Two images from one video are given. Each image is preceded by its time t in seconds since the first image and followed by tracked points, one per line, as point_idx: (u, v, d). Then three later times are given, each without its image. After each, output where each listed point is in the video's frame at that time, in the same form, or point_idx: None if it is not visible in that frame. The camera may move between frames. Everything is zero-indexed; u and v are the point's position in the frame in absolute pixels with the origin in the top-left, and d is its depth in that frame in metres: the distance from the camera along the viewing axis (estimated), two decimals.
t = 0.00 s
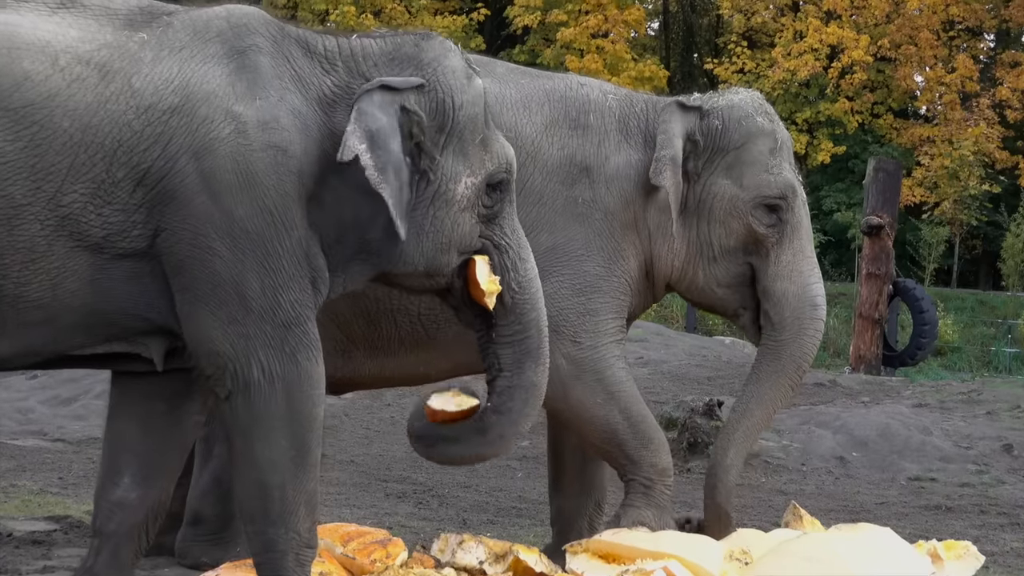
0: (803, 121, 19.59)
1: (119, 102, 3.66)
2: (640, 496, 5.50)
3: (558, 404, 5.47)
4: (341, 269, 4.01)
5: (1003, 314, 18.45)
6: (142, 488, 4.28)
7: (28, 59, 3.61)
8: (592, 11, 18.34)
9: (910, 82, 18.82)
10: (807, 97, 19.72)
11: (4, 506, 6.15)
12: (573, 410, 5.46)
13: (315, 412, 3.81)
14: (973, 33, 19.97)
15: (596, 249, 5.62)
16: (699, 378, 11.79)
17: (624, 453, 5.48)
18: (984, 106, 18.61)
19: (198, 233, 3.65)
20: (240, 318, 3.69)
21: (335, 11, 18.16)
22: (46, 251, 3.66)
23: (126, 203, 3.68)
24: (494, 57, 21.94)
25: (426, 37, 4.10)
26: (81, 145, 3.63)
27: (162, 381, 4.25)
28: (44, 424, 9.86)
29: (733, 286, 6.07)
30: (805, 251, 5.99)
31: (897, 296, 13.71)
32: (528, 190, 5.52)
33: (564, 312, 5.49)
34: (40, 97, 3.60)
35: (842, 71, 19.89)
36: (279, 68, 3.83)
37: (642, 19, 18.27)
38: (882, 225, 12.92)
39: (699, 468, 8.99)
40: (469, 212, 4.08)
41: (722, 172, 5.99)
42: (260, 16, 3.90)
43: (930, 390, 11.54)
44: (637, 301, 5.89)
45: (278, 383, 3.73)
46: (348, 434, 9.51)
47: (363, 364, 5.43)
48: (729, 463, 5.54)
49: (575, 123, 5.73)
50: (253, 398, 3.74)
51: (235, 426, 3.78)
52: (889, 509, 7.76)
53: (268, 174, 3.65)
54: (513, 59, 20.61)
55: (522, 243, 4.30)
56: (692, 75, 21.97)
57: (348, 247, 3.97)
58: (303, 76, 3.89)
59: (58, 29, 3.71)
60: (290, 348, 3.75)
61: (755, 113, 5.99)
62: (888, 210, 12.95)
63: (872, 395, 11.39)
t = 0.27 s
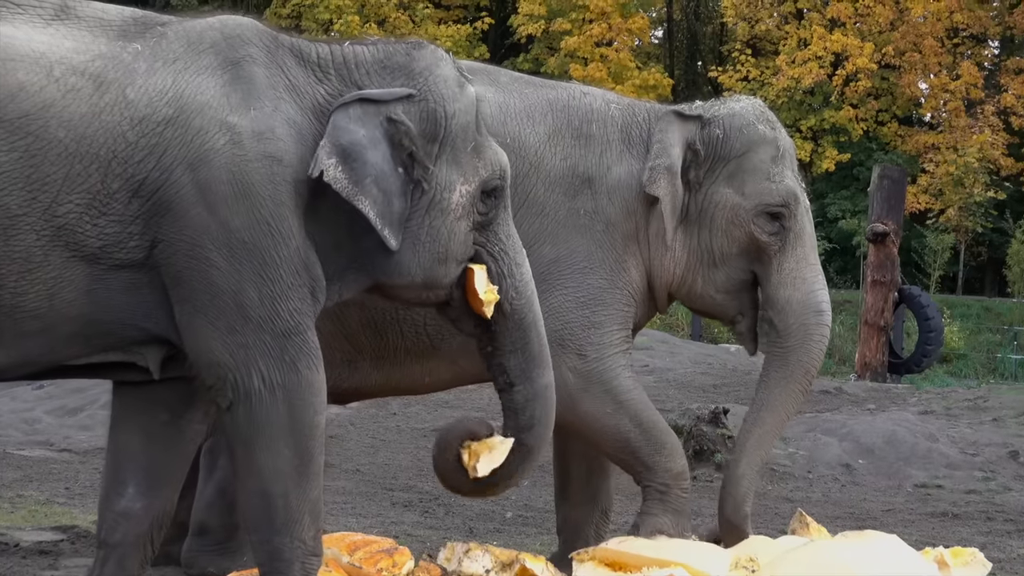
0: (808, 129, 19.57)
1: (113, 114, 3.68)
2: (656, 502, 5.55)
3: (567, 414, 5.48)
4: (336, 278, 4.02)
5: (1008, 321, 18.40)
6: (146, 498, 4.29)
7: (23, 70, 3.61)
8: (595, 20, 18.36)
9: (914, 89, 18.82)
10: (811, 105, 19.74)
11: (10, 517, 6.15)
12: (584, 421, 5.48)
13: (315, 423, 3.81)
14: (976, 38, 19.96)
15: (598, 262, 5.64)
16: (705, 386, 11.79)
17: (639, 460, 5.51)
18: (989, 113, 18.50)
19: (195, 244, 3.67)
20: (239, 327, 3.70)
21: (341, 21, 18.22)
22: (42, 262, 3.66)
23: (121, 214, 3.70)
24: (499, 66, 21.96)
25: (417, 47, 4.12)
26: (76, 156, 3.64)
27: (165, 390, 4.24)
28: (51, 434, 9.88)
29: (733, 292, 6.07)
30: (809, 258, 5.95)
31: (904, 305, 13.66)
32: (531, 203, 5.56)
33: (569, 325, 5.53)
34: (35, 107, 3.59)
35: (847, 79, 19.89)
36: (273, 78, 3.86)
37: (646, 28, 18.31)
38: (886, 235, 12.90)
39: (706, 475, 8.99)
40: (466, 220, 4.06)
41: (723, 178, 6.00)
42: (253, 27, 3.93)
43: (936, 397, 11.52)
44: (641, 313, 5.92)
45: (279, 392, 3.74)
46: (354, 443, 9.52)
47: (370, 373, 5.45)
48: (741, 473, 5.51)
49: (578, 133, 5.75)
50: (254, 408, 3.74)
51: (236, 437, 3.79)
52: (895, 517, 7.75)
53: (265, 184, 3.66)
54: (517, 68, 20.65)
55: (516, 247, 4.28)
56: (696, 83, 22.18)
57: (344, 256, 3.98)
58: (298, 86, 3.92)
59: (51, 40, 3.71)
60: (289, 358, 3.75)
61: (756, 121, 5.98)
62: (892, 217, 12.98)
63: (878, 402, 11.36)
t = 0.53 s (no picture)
0: (820, 126, 19.52)
1: (117, 115, 3.69)
2: (681, 499, 5.57)
3: (587, 413, 5.50)
4: (342, 275, 4.02)
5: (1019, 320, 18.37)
6: (159, 496, 4.30)
7: (26, 72, 3.63)
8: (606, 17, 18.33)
9: (927, 86, 18.79)
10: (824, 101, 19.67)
11: (25, 516, 6.18)
12: (606, 419, 5.50)
13: (325, 421, 3.81)
14: (989, 34, 19.91)
15: (614, 260, 5.65)
16: (717, 383, 11.77)
17: (660, 457, 5.53)
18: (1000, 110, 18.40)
19: (200, 244, 3.68)
20: (246, 326, 3.71)
21: (352, 21, 18.23)
22: (47, 263, 3.68)
23: (125, 214, 3.71)
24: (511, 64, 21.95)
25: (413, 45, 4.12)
26: (80, 158, 3.66)
27: (176, 389, 4.25)
28: (65, 433, 9.90)
29: (748, 278, 6.05)
30: (821, 251, 5.94)
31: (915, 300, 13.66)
32: (544, 201, 5.58)
33: (588, 324, 5.53)
34: (38, 109, 3.61)
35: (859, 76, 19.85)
36: (276, 77, 3.86)
37: (658, 26, 18.27)
38: (898, 231, 12.89)
39: (719, 472, 8.99)
40: (473, 214, 4.07)
41: (733, 173, 5.99)
42: (255, 27, 3.93)
43: (949, 394, 11.49)
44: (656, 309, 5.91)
45: (288, 391, 3.75)
46: (367, 441, 9.52)
47: (382, 373, 5.48)
48: (765, 472, 5.52)
49: (589, 131, 5.78)
50: (264, 407, 3.75)
51: (247, 436, 3.80)
52: (909, 514, 7.75)
53: (270, 183, 3.66)
54: (528, 66, 20.63)
55: (523, 235, 4.29)
56: (708, 80, 22.17)
57: (348, 253, 3.98)
58: (301, 85, 3.92)
59: (53, 42, 3.72)
60: (298, 356, 3.76)
61: (767, 114, 5.99)
62: (905, 214, 12.96)
63: (891, 399, 11.35)
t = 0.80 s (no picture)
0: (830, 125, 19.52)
1: (118, 116, 3.68)
2: (690, 506, 5.55)
3: (601, 412, 5.51)
4: (346, 272, 4.02)
5: None
6: (167, 496, 4.30)
7: (26, 73, 3.61)
8: (617, 17, 18.32)
9: (936, 84, 18.79)
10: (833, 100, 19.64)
11: (35, 516, 6.18)
12: (619, 418, 5.50)
13: (332, 420, 3.82)
14: (998, 33, 19.92)
15: (625, 255, 5.66)
16: (727, 382, 11.77)
17: (671, 463, 5.52)
18: (1011, 108, 18.48)
19: (203, 244, 3.68)
20: (250, 326, 3.72)
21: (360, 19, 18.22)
22: (49, 264, 3.67)
23: (127, 215, 3.71)
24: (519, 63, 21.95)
25: (409, 41, 4.15)
26: (81, 158, 3.64)
27: (181, 389, 4.24)
28: (75, 433, 9.90)
29: (761, 275, 6.04)
30: (832, 250, 5.96)
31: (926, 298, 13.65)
32: (553, 197, 5.61)
33: (602, 320, 5.54)
34: (39, 110, 3.60)
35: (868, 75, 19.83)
36: (277, 76, 3.86)
37: (668, 25, 18.24)
38: (909, 230, 12.89)
39: (729, 471, 8.99)
40: (477, 210, 4.08)
41: (747, 172, 5.97)
42: (255, 27, 3.93)
43: (959, 393, 11.49)
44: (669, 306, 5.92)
45: (293, 390, 3.75)
46: (376, 440, 9.52)
47: (392, 371, 5.49)
48: (773, 466, 5.52)
49: (598, 127, 5.79)
50: (269, 407, 3.76)
51: (253, 435, 3.80)
52: (919, 513, 7.75)
53: (273, 183, 3.66)
54: (538, 66, 20.62)
55: (526, 226, 4.26)
56: (717, 79, 22.01)
57: (352, 250, 3.97)
58: (302, 84, 3.92)
59: (53, 43, 3.70)
60: (303, 355, 3.76)
61: (779, 114, 5.97)
62: (915, 212, 12.95)
63: (900, 398, 11.35)
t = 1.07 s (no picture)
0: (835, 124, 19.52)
1: (116, 118, 3.68)
2: (690, 508, 5.53)
3: (604, 409, 5.53)
4: (343, 272, 4.04)
5: None
6: (171, 496, 4.29)
7: (24, 75, 3.61)
8: (622, 16, 18.31)
9: (941, 83, 18.76)
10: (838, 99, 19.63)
11: (41, 516, 6.18)
12: (621, 417, 5.52)
13: (335, 418, 3.81)
14: (1003, 32, 19.89)
15: (631, 251, 5.64)
16: (732, 382, 11.77)
17: (670, 465, 5.51)
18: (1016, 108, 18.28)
19: (203, 245, 3.68)
20: (251, 327, 3.72)
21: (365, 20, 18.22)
22: (48, 265, 3.67)
23: (126, 216, 3.70)
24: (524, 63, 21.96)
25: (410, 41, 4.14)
26: (80, 160, 3.64)
27: (183, 389, 4.23)
28: (82, 433, 9.91)
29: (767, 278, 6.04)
30: (840, 253, 5.98)
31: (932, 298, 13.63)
32: (559, 194, 5.62)
33: (608, 319, 5.54)
34: (36, 111, 3.59)
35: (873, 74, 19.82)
36: (275, 76, 3.86)
37: (673, 25, 18.24)
38: (914, 229, 12.88)
39: (735, 471, 8.99)
40: (472, 209, 4.09)
41: (756, 172, 5.96)
42: (253, 28, 3.93)
43: (964, 392, 11.48)
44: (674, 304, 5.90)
45: (295, 391, 3.76)
46: (382, 440, 9.53)
47: (397, 370, 5.48)
48: (768, 463, 5.53)
49: (605, 124, 5.78)
50: (270, 408, 3.77)
51: (255, 436, 3.81)
52: (925, 512, 7.74)
53: (271, 184, 3.67)
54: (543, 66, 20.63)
55: (523, 229, 4.30)
56: (722, 78, 21.97)
57: (351, 247, 4.00)
58: (300, 84, 3.93)
59: (50, 44, 3.70)
60: (304, 356, 3.77)
61: (789, 115, 5.96)
62: (920, 211, 12.94)
63: (906, 397, 11.35)
